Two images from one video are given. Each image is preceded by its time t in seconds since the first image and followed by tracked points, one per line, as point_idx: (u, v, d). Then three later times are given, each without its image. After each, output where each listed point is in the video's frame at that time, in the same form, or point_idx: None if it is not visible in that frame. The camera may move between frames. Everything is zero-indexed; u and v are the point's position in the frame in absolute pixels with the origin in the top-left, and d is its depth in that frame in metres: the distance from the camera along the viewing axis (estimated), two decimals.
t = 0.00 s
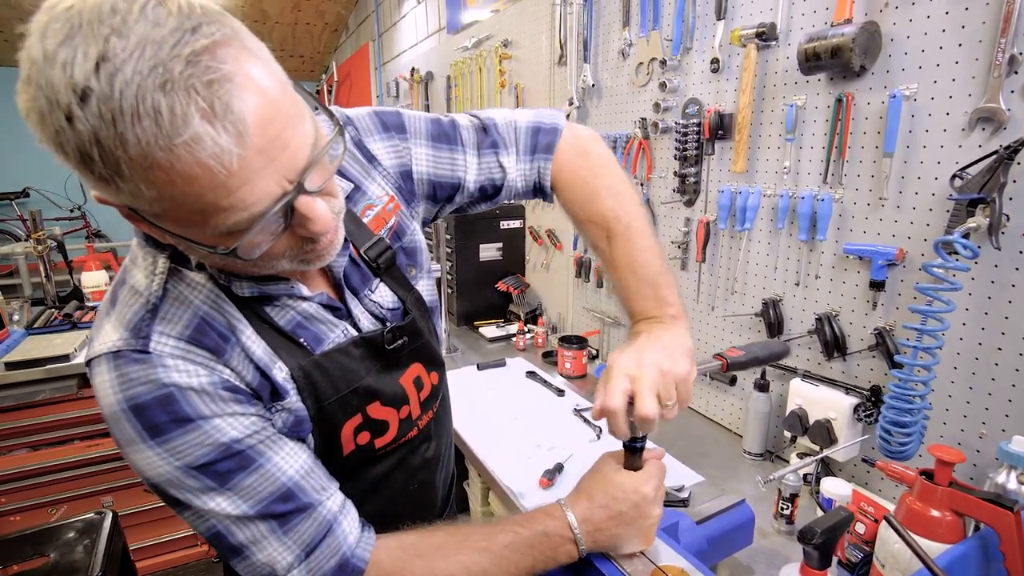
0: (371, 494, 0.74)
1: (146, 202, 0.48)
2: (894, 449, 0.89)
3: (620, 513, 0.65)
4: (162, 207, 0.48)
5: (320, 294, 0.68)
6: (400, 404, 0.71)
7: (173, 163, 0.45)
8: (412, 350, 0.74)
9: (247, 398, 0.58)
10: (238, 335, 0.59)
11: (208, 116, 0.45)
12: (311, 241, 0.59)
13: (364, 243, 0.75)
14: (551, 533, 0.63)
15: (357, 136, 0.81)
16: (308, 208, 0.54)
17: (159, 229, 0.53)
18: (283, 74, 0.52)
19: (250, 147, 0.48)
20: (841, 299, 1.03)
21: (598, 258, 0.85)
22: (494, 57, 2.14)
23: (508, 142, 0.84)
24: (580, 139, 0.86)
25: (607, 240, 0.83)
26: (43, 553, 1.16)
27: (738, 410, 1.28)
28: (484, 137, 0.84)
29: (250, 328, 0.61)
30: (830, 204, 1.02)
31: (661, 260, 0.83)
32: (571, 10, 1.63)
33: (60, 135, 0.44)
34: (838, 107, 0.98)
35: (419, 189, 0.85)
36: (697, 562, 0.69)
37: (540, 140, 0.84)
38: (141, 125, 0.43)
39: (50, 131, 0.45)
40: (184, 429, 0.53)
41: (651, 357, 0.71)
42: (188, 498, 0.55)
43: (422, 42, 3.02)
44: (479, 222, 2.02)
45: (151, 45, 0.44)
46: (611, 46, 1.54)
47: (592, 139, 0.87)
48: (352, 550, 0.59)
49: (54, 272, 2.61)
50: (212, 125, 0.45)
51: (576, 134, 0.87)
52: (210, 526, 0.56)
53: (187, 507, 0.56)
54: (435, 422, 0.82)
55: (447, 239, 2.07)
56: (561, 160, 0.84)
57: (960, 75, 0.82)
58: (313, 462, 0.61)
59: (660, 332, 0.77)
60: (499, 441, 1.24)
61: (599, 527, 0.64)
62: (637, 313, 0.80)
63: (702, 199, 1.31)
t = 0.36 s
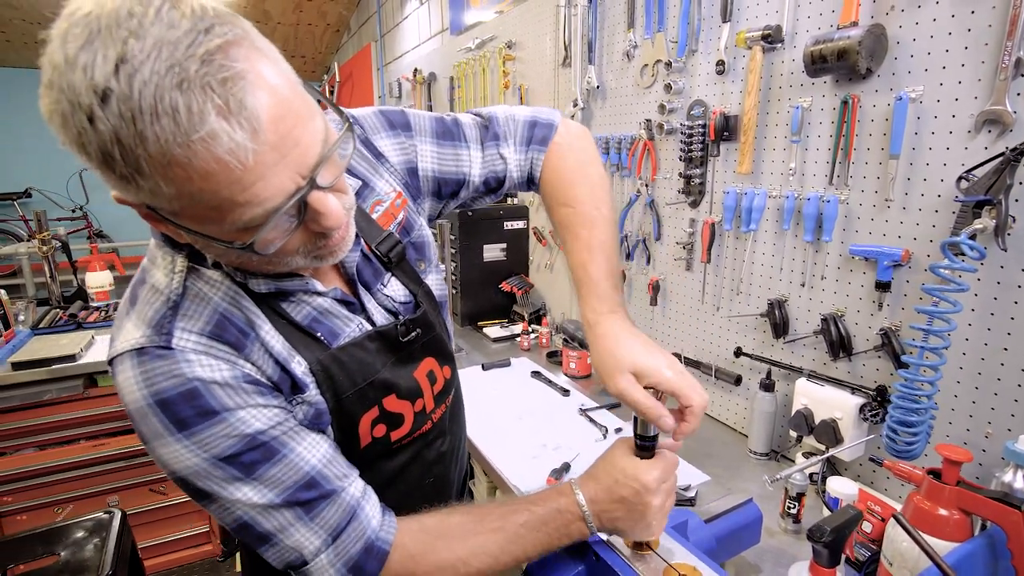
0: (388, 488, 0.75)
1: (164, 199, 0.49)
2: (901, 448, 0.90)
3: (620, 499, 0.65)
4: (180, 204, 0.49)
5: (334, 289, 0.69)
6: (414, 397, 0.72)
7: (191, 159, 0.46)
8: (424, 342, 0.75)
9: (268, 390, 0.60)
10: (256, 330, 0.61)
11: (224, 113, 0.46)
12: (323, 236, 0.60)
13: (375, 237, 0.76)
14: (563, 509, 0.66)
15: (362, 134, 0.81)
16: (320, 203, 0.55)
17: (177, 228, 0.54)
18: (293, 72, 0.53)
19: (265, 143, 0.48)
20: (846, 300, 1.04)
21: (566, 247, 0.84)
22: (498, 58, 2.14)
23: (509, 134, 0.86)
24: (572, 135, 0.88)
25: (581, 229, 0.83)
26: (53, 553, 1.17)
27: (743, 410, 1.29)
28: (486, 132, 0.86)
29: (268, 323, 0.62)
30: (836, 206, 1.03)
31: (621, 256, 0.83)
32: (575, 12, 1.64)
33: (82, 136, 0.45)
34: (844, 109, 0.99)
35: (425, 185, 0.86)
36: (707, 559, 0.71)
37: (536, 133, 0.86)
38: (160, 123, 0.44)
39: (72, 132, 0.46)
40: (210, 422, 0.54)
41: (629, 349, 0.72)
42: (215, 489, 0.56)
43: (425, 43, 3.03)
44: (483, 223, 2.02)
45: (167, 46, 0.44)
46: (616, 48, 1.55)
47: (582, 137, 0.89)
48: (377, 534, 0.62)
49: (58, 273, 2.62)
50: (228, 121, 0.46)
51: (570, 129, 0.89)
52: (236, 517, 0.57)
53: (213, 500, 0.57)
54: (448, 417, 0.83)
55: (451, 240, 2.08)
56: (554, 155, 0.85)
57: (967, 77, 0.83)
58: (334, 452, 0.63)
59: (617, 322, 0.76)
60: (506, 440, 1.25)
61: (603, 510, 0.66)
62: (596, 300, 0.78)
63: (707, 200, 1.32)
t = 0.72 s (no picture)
0: (406, 482, 0.79)
1: (213, 198, 0.52)
2: (904, 443, 0.92)
3: (635, 493, 0.68)
4: (228, 203, 0.52)
5: (362, 289, 0.74)
6: (434, 395, 0.77)
7: (241, 162, 0.48)
8: (445, 344, 0.80)
9: (297, 381, 0.65)
10: (288, 325, 0.66)
11: (274, 117, 0.48)
12: (358, 237, 0.63)
13: (404, 241, 0.82)
14: (576, 507, 0.68)
15: (398, 142, 0.87)
16: (358, 205, 0.57)
17: (220, 223, 0.57)
18: (336, 79, 0.56)
19: (311, 147, 0.51)
20: (851, 298, 1.05)
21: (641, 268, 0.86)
22: (502, 59, 2.16)
23: (542, 147, 0.88)
24: (610, 144, 0.89)
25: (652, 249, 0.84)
26: (67, 548, 1.21)
27: (748, 408, 1.31)
28: (519, 142, 0.89)
29: (300, 319, 0.68)
30: (840, 205, 1.04)
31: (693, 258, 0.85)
32: (580, 13, 1.65)
33: (140, 137, 0.48)
34: (848, 110, 1.00)
35: (455, 191, 0.91)
36: (716, 552, 0.72)
37: (573, 144, 0.87)
38: (214, 127, 0.47)
39: (131, 132, 0.49)
40: (243, 410, 0.59)
41: (669, 355, 0.74)
42: (243, 474, 0.61)
43: (427, 44, 3.04)
44: (488, 222, 2.03)
45: (222, 54, 0.47)
46: (620, 49, 1.56)
47: (623, 146, 0.90)
48: (394, 524, 0.65)
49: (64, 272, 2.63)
50: (278, 126, 0.48)
51: (606, 140, 0.90)
52: (262, 501, 0.61)
53: (241, 484, 0.62)
54: (465, 416, 0.88)
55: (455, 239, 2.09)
56: (591, 167, 0.88)
57: (970, 78, 0.84)
58: (356, 443, 0.66)
59: (697, 337, 0.79)
60: (513, 438, 1.27)
61: (619, 505, 0.68)
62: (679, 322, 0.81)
63: (712, 200, 1.33)
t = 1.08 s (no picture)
0: (417, 477, 0.81)
1: (236, 196, 0.54)
2: (904, 438, 0.93)
3: (645, 491, 0.70)
4: (250, 201, 0.55)
5: (373, 285, 0.77)
6: (444, 389, 0.79)
7: (265, 161, 0.51)
8: (454, 338, 0.82)
9: (310, 378, 0.66)
10: (302, 322, 0.68)
11: (298, 118, 0.51)
12: (372, 234, 0.66)
13: (413, 237, 0.83)
14: (583, 508, 0.69)
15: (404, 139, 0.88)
16: (374, 203, 0.60)
17: (239, 220, 0.60)
18: (352, 79, 0.58)
19: (332, 147, 0.54)
20: (852, 297, 1.07)
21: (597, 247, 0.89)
22: (505, 60, 2.17)
23: (542, 138, 0.92)
24: (602, 139, 0.94)
25: (609, 229, 0.88)
26: (80, 543, 1.22)
27: (749, 405, 1.32)
28: (521, 135, 0.92)
29: (313, 316, 0.69)
30: (841, 205, 1.06)
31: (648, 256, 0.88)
32: (583, 14, 1.66)
33: (167, 138, 0.51)
34: (849, 111, 1.01)
35: (461, 186, 0.93)
36: (720, 543, 0.74)
37: (568, 136, 0.91)
38: (240, 127, 0.49)
39: (158, 134, 0.51)
40: (259, 407, 0.61)
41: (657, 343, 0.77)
42: (258, 470, 0.62)
43: (430, 44, 3.05)
44: (491, 222, 2.05)
45: (249, 58, 0.50)
46: (624, 50, 1.58)
47: (612, 142, 0.95)
48: (402, 523, 0.66)
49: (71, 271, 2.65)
50: (302, 126, 0.51)
51: (600, 135, 0.94)
52: (275, 498, 0.63)
53: (255, 480, 0.63)
54: (473, 410, 0.90)
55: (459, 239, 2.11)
56: (585, 157, 0.91)
57: (969, 81, 0.86)
58: (367, 442, 0.68)
59: (646, 318, 0.81)
60: (518, 435, 1.28)
61: (628, 504, 0.69)
62: (624, 295, 0.84)
63: (714, 200, 1.35)
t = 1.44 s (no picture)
0: (425, 472, 0.83)
1: (251, 203, 0.56)
2: (902, 433, 0.95)
3: (650, 480, 0.72)
4: (265, 207, 0.56)
5: (382, 286, 0.79)
6: (453, 386, 0.81)
7: (279, 168, 0.53)
8: (462, 337, 0.84)
9: (323, 375, 0.68)
10: (314, 321, 0.70)
11: (310, 127, 0.53)
12: (381, 237, 0.68)
13: (421, 238, 0.85)
14: (591, 496, 0.72)
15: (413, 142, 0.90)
16: (384, 206, 0.62)
17: (252, 224, 0.61)
18: (362, 87, 0.60)
19: (342, 154, 0.56)
20: (851, 295, 1.09)
21: (623, 255, 0.91)
22: (507, 61, 2.19)
23: (549, 144, 0.94)
24: (609, 143, 0.95)
25: (633, 237, 0.90)
26: (92, 538, 1.25)
27: (750, 402, 1.34)
28: (528, 140, 0.94)
29: (325, 316, 0.71)
30: (840, 205, 1.07)
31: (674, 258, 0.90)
32: (585, 16, 1.68)
33: (182, 147, 0.53)
34: (848, 113, 1.03)
35: (468, 189, 0.95)
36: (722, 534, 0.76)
37: (576, 142, 0.93)
38: (254, 137, 0.51)
39: (173, 143, 0.53)
40: (275, 403, 0.63)
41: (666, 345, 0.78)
42: (275, 464, 0.64)
43: (432, 45, 3.07)
44: (493, 222, 2.07)
45: (261, 70, 0.52)
46: (626, 52, 1.59)
47: (619, 145, 0.96)
48: (417, 512, 0.68)
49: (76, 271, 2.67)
50: (313, 135, 0.53)
51: (606, 139, 0.96)
52: (292, 490, 0.65)
53: (273, 474, 0.65)
54: (480, 407, 0.92)
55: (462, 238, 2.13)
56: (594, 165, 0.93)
57: (965, 83, 0.88)
58: (379, 435, 0.69)
59: (672, 323, 0.84)
60: (521, 431, 1.30)
61: (633, 492, 0.72)
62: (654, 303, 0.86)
63: (715, 199, 1.37)
